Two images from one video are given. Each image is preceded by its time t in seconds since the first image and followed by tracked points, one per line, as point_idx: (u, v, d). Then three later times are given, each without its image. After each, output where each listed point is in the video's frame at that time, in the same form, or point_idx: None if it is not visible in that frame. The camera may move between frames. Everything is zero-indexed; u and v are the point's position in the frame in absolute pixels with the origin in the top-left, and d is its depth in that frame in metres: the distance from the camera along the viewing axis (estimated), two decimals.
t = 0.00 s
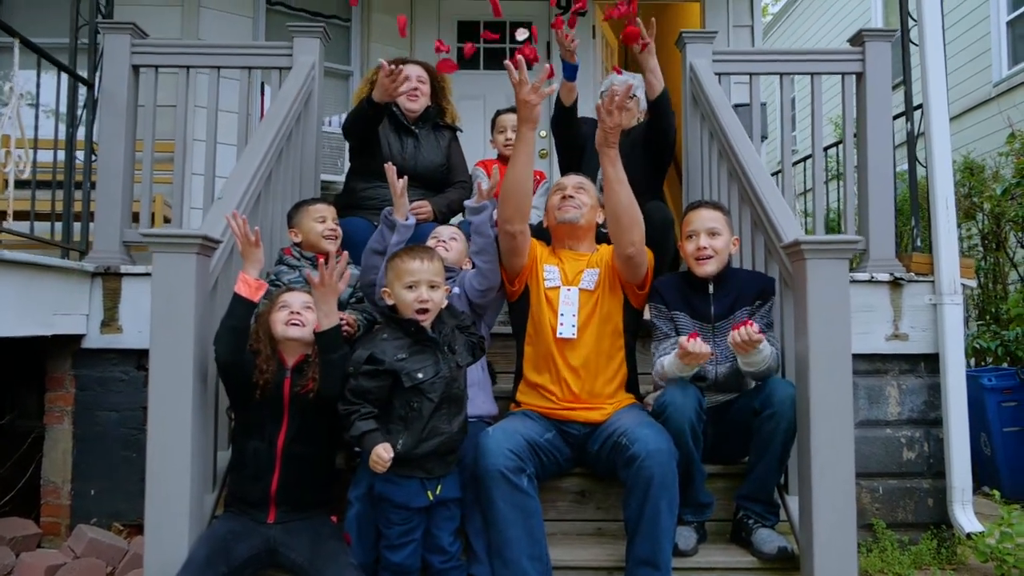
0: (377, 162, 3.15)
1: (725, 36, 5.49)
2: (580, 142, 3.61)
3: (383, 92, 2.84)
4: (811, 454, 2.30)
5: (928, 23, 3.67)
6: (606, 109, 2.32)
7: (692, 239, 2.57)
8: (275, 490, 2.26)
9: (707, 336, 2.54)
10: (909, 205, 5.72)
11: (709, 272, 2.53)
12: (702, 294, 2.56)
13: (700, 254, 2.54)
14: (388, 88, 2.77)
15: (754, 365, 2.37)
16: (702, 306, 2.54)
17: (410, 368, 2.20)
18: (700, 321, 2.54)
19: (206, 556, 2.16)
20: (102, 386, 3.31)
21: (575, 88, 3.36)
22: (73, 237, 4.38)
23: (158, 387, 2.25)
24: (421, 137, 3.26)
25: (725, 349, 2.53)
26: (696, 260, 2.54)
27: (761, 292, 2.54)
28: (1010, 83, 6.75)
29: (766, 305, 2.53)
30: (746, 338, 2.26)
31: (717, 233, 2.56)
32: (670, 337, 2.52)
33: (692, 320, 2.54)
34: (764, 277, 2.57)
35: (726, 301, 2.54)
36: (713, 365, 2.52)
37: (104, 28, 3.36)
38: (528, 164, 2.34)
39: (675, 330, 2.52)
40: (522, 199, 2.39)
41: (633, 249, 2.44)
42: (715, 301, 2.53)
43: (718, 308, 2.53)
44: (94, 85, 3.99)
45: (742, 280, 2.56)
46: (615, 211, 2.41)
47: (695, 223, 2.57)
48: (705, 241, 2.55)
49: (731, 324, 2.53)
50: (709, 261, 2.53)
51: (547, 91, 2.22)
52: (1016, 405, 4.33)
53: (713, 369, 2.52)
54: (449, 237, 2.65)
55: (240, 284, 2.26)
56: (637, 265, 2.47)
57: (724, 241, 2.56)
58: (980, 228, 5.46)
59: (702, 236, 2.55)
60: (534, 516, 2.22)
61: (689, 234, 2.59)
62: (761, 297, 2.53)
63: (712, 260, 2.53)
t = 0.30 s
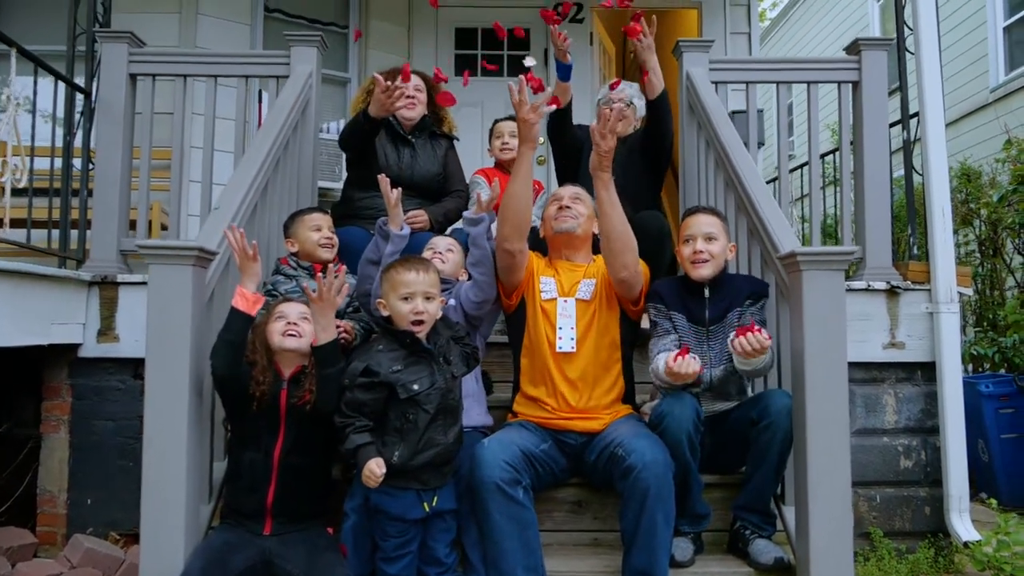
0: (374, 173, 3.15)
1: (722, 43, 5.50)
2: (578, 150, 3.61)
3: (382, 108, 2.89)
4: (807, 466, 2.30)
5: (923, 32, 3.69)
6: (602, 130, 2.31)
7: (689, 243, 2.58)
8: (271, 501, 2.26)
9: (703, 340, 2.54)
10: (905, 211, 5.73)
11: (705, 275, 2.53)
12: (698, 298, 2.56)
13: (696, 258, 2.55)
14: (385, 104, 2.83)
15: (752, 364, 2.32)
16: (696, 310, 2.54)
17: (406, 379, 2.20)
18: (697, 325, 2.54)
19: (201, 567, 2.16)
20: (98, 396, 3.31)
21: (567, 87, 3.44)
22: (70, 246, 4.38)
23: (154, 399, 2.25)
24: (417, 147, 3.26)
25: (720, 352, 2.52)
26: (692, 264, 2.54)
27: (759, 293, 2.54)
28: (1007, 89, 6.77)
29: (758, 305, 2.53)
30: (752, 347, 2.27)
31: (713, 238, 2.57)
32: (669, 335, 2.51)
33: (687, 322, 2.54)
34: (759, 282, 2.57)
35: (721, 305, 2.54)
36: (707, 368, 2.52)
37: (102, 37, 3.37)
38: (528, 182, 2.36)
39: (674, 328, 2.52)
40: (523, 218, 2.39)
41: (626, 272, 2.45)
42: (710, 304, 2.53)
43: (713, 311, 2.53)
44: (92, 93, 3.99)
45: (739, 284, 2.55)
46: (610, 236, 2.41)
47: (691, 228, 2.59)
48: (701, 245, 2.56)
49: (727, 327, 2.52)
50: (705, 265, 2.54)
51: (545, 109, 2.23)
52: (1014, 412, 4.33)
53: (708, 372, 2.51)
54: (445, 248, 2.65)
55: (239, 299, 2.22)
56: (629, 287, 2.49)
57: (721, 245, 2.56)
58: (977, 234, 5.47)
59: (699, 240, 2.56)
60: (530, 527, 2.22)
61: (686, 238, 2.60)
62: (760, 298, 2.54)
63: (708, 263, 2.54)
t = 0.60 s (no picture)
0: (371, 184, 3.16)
1: (719, 51, 5.51)
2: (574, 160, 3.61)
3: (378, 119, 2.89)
4: (804, 479, 2.30)
5: (919, 42, 3.69)
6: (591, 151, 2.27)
7: (685, 248, 2.59)
8: (267, 514, 2.26)
9: (700, 343, 2.55)
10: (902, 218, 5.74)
11: (701, 278, 2.54)
12: (694, 302, 2.57)
13: (693, 261, 2.55)
14: (381, 117, 2.85)
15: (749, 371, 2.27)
16: (692, 314, 2.56)
17: (402, 392, 2.20)
18: (694, 328, 2.55)
19: None
20: (95, 406, 3.31)
21: (562, 94, 3.42)
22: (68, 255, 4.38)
23: (151, 412, 2.25)
24: (414, 157, 3.27)
25: (713, 356, 2.53)
26: (688, 267, 2.55)
27: (755, 294, 2.55)
28: (1004, 96, 6.79)
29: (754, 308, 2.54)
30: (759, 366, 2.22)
31: (710, 243, 2.57)
32: (668, 331, 2.50)
33: (684, 324, 2.55)
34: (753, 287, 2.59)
35: (716, 309, 2.55)
36: (701, 373, 2.53)
37: (99, 48, 3.37)
38: (530, 206, 2.37)
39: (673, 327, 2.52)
40: (523, 240, 2.40)
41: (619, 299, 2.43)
42: (706, 309, 2.55)
43: (708, 316, 2.55)
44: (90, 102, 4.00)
45: (737, 290, 2.55)
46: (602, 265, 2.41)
47: (689, 232, 2.59)
48: (699, 249, 2.56)
49: (721, 331, 2.52)
50: (701, 268, 2.54)
51: (545, 133, 2.24)
52: (1012, 420, 4.32)
53: (702, 376, 2.53)
54: (441, 261, 2.64)
55: (235, 313, 2.27)
56: (622, 312, 2.48)
57: (717, 251, 2.57)
58: (974, 241, 5.47)
59: (696, 244, 2.57)
60: (524, 540, 2.23)
61: (683, 243, 2.61)
62: (756, 299, 2.54)
63: (704, 267, 2.54)
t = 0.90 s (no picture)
0: (368, 196, 3.16)
1: (717, 60, 5.53)
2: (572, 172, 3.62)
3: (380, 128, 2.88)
4: (801, 492, 2.30)
5: (915, 52, 3.70)
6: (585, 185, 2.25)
7: (683, 253, 2.59)
8: (263, 528, 2.26)
9: (697, 348, 2.55)
10: (900, 227, 5.74)
11: (698, 282, 2.53)
12: (691, 307, 2.58)
13: (691, 265, 2.55)
14: (377, 128, 2.85)
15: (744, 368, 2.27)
16: (689, 319, 2.55)
17: (398, 406, 2.20)
18: (692, 333, 2.55)
19: None
20: (92, 417, 3.30)
21: (558, 104, 3.44)
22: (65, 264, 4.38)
23: (148, 425, 2.25)
24: (410, 168, 3.27)
25: (709, 361, 2.53)
26: (686, 271, 2.55)
27: (750, 299, 2.55)
28: (1001, 103, 6.80)
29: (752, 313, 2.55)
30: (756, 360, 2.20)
31: (708, 249, 2.57)
32: (665, 330, 2.49)
33: (681, 328, 2.54)
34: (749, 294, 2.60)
35: (713, 313, 2.55)
36: (696, 378, 2.52)
37: (98, 59, 3.38)
38: (530, 231, 2.36)
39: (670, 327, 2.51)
40: (522, 265, 2.40)
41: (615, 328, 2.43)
42: (703, 314, 2.55)
43: (705, 321, 2.55)
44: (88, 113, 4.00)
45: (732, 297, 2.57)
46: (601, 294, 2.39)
47: (686, 239, 2.60)
48: (696, 255, 2.56)
49: (716, 336, 2.52)
50: (698, 273, 2.54)
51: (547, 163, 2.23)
52: (1010, 429, 4.30)
53: (697, 381, 2.52)
54: (438, 274, 2.65)
55: (233, 328, 2.27)
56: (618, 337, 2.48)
57: (715, 257, 2.58)
58: (972, 249, 5.48)
59: (694, 250, 2.57)
60: (519, 554, 2.22)
61: (681, 249, 2.61)
62: (751, 304, 2.55)
63: (701, 272, 2.54)
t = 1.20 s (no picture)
0: (366, 207, 3.16)
1: (715, 69, 5.54)
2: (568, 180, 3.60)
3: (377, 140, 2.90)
4: (799, 505, 2.30)
5: (912, 63, 3.71)
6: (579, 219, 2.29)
7: (680, 263, 2.58)
8: (259, 542, 2.26)
9: (694, 359, 2.54)
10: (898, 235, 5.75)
11: (696, 292, 2.53)
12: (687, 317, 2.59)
13: (689, 275, 2.55)
14: (376, 139, 2.88)
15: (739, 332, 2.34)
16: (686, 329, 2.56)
17: (395, 420, 2.21)
18: (689, 342, 2.55)
19: None
20: (90, 428, 3.30)
21: (554, 115, 3.46)
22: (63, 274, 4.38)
23: (144, 439, 2.25)
24: (407, 180, 3.28)
25: (705, 371, 2.53)
26: (683, 281, 2.55)
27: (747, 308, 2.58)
28: (999, 112, 6.82)
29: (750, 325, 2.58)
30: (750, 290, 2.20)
31: (706, 259, 2.56)
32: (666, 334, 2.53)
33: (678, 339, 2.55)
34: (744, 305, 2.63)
35: (709, 323, 2.57)
36: (691, 388, 2.52)
37: (97, 70, 3.39)
38: (529, 261, 2.38)
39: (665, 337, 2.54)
40: (519, 293, 2.42)
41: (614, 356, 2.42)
42: (699, 324, 2.56)
43: (702, 330, 2.55)
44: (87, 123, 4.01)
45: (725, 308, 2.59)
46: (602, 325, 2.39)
47: (684, 250, 2.58)
48: (694, 265, 2.55)
49: (713, 345, 2.53)
50: (695, 283, 2.54)
51: (550, 192, 2.27)
52: (1010, 439, 4.29)
53: (693, 391, 2.52)
54: (436, 289, 2.66)
55: (231, 345, 2.24)
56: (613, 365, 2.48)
57: (713, 268, 2.57)
58: (970, 259, 5.49)
59: (692, 260, 2.56)
60: (515, 567, 2.22)
61: (678, 259, 2.60)
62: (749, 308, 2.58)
63: (700, 282, 2.54)
